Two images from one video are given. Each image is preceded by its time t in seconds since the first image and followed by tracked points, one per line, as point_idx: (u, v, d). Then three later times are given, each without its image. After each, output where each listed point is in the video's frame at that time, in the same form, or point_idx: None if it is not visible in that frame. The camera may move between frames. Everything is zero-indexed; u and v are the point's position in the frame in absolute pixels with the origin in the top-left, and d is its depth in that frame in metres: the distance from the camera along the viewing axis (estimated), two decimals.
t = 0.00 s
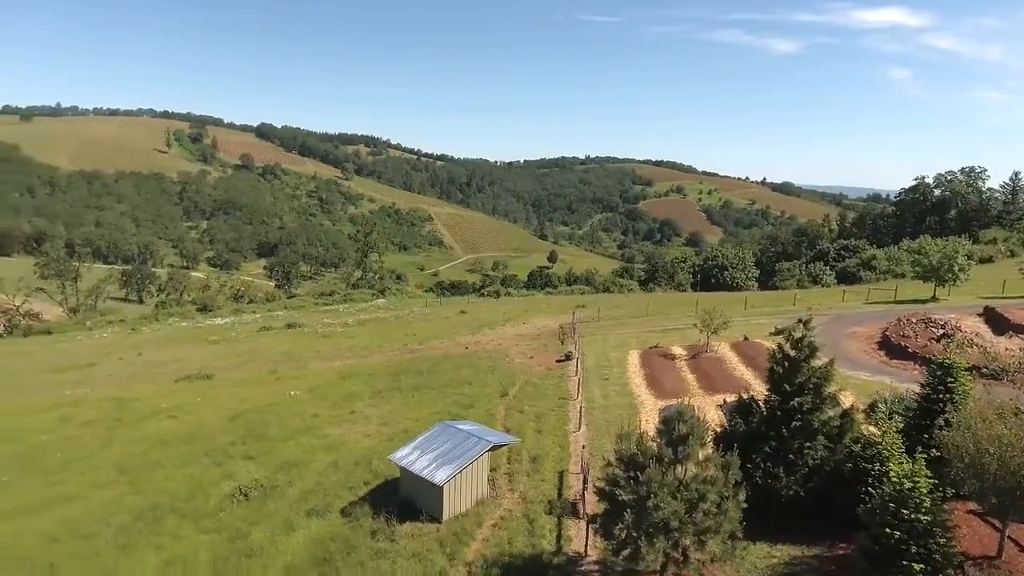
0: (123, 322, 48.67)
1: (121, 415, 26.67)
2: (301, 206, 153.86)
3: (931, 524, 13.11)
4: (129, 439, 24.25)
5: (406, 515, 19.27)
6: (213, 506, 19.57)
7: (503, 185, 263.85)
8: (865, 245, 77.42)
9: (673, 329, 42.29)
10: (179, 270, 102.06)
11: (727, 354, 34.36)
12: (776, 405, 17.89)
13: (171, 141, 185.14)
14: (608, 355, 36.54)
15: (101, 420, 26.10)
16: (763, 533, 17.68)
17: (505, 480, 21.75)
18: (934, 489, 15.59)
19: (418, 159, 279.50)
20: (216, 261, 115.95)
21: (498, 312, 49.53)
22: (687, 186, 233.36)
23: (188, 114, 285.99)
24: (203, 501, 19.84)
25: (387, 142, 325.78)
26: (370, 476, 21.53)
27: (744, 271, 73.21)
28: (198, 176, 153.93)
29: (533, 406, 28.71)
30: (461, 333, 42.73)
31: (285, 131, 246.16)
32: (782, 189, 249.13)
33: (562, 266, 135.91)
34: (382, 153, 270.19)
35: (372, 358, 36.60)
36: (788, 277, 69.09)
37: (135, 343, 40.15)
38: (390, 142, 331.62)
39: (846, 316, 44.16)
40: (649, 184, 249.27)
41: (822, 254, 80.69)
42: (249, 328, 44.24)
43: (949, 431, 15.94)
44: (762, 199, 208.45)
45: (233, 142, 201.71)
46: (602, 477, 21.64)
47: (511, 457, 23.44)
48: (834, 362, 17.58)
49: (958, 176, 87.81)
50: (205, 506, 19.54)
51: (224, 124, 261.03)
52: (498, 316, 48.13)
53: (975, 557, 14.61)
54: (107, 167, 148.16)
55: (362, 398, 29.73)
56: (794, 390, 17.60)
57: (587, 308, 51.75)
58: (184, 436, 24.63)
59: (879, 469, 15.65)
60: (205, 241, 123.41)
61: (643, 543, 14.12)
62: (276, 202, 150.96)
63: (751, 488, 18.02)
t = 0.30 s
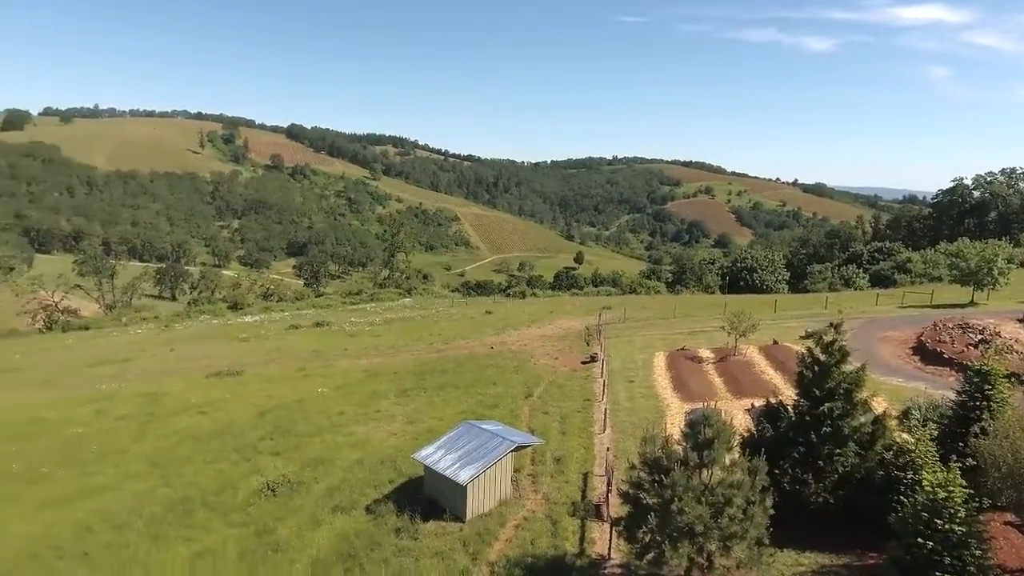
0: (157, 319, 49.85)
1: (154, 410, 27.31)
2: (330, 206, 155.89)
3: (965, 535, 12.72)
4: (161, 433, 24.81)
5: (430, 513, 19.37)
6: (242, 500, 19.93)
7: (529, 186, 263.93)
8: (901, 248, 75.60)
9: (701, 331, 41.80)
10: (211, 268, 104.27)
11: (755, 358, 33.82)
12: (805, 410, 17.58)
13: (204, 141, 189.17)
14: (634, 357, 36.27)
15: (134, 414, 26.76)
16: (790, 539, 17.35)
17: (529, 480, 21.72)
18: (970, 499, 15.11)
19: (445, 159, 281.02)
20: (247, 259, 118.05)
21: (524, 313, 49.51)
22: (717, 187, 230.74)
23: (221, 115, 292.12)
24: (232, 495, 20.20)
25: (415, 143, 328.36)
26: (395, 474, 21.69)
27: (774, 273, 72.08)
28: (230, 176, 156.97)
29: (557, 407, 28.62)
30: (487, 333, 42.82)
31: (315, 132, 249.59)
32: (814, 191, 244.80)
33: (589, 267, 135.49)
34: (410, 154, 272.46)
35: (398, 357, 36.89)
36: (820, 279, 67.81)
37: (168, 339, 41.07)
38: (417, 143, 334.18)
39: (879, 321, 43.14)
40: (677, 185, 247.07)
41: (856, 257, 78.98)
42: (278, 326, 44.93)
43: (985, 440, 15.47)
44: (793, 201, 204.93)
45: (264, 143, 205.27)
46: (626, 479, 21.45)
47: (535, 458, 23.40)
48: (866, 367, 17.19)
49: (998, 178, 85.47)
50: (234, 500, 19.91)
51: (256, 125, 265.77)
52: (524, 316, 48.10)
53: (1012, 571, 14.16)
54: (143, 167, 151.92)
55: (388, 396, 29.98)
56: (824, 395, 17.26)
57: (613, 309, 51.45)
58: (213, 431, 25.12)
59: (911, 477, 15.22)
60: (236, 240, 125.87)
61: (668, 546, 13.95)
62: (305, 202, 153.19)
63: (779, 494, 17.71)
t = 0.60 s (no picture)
0: (191, 316, 51.05)
1: (188, 404, 27.94)
2: (360, 206, 157.72)
3: (1006, 548, 12.34)
4: (194, 428, 25.37)
5: (455, 512, 19.44)
6: (271, 495, 20.27)
7: (558, 187, 263.44)
8: (940, 251, 73.52)
9: (731, 335, 41.22)
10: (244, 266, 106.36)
11: (786, 363, 33.21)
12: (838, 417, 17.15)
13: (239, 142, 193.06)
14: (662, 360, 35.92)
15: (169, 408, 27.41)
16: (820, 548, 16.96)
17: (554, 482, 21.65)
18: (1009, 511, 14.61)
19: (474, 159, 282.06)
20: (278, 258, 120.08)
21: (551, 314, 49.40)
22: (749, 188, 227.32)
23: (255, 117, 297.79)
24: (261, 490, 20.55)
25: (444, 144, 330.35)
26: (421, 473, 21.83)
27: (807, 276, 70.71)
28: (263, 176, 159.88)
29: (584, 409, 28.49)
30: (513, 333, 42.84)
31: (346, 132, 252.64)
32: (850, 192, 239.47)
33: (617, 269, 134.66)
34: (439, 154, 274.20)
35: (425, 357, 37.12)
36: (854, 283, 66.33)
37: (202, 336, 42.03)
38: (446, 143, 336.03)
39: (917, 326, 41.99)
40: (708, 186, 244.08)
41: (893, 260, 77.06)
42: (308, 324, 45.57)
43: None
44: (828, 202, 200.85)
45: (296, 143, 208.63)
46: (652, 483, 21.27)
47: (561, 459, 23.33)
48: (902, 374, 16.71)
49: None
50: (264, 495, 20.26)
51: (289, 126, 270.00)
52: (551, 317, 47.98)
53: None
54: (180, 167, 155.48)
55: (415, 395, 30.19)
56: (857, 402, 16.82)
57: (641, 311, 51.04)
58: (244, 426, 25.61)
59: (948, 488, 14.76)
60: (269, 239, 128.15)
61: (694, 552, 13.74)
62: (336, 202, 155.25)
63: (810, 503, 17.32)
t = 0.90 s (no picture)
0: (225, 313, 52.13)
1: (221, 400, 28.49)
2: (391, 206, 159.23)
3: None
4: (226, 423, 25.85)
5: (481, 513, 19.43)
6: (300, 491, 20.56)
7: (588, 187, 262.31)
8: (984, 255, 71.18)
9: (763, 339, 40.50)
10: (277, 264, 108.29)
11: (820, 368, 32.49)
12: (874, 425, 16.68)
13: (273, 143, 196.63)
14: (692, 363, 35.45)
15: (202, 404, 28.00)
16: (853, 559, 16.53)
17: (581, 485, 21.51)
18: None
19: (504, 160, 282.53)
20: (310, 256, 121.98)
21: (580, 315, 49.15)
22: (783, 189, 223.23)
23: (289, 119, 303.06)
24: (291, 486, 20.85)
25: (474, 144, 331.71)
26: (448, 472, 21.90)
27: (843, 279, 69.12)
28: (296, 176, 162.52)
29: (611, 412, 28.26)
30: (541, 334, 42.74)
31: (377, 133, 255.41)
32: (889, 194, 233.45)
33: (647, 270, 133.45)
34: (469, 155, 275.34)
35: (453, 356, 37.26)
36: (892, 286, 64.61)
37: (235, 333, 42.85)
38: (476, 144, 337.29)
39: (958, 332, 40.67)
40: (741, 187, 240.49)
41: (933, 264, 74.85)
42: (338, 322, 46.15)
43: None
44: (866, 204, 196.13)
45: (329, 143, 211.57)
46: (680, 488, 21.00)
47: (588, 462, 23.18)
48: (941, 381, 16.17)
49: None
50: (293, 490, 20.55)
51: (321, 126, 274.12)
52: (579, 319, 47.73)
53: None
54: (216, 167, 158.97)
55: (443, 395, 30.30)
56: (894, 409, 16.34)
57: (671, 314, 50.48)
58: (275, 423, 26.03)
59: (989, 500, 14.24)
60: (301, 238, 130.30)
61: (722, 560, 13.50)
62: (367, 202, 157.05)
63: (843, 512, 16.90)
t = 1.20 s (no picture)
0: (258, 311, 53.11)
1: (253, 396, 29.00)
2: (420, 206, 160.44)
3: None
4: (257, 419, 26.30)
5: (507, 514, 19.42)
6: (329, 487, 20.81)
7: (618, 188, 260.65)
8: None
9: (796, 343, 39.71)
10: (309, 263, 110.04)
11: (856, 374, 31.69)
12: (911, 433, 16.22)
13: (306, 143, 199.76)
14: (722, 367, 34.91)
15: (235, 399, 28.55)
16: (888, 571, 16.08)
17: (608, 488, 21.33)
18: None
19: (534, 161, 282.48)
20: (341, 255, 123.70)
21: (608, 317, 48.82)
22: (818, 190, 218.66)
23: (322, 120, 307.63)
24: (320, 482, 21.12)
25: (504, 145, 332.42)
26: (474, 473, 21.94)
27: (880, 283, 67.42)
28: (329, 176, 164.88)
29: (640, 415, 27.99)
30: (569, 336, 42.56)
31: (407, 133, 257.57)
32: (930, 195, 226.93)
33: (677, 272, 132.01)
34: (498, 155, 275.87)
35: (480, 357, 37.33)
36: (932, 291, 62.81)
37: (267, 330, 43.62)
38: (506, 145, 337.87)
39: (1002, 339, 39.31)
40: (775, 188, 236.36)
41: (976, 268, 72.50)
42: (368, 321, 46.66)
43: None
44: (905, 206, 190.98)
45: (361, 144, 214.13)
46: (709, 494, 20.69)
47: (615, 465, 23.00)
48: (983, 390, 15.63)
49: None
50: (322, 487, 20.81)
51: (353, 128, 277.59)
52: (608, 320, 47.39)
53: None
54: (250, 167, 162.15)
55: (470, 395, 30.39)
56: (933, 418, 15.86)
57: (701, 316, 49.83)
58: (305, 420, 26.39)
59: None
60: (333, 237, 132.16)
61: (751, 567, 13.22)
62: (397, 202, 158.53)
63: (878, 522, 16.45)
